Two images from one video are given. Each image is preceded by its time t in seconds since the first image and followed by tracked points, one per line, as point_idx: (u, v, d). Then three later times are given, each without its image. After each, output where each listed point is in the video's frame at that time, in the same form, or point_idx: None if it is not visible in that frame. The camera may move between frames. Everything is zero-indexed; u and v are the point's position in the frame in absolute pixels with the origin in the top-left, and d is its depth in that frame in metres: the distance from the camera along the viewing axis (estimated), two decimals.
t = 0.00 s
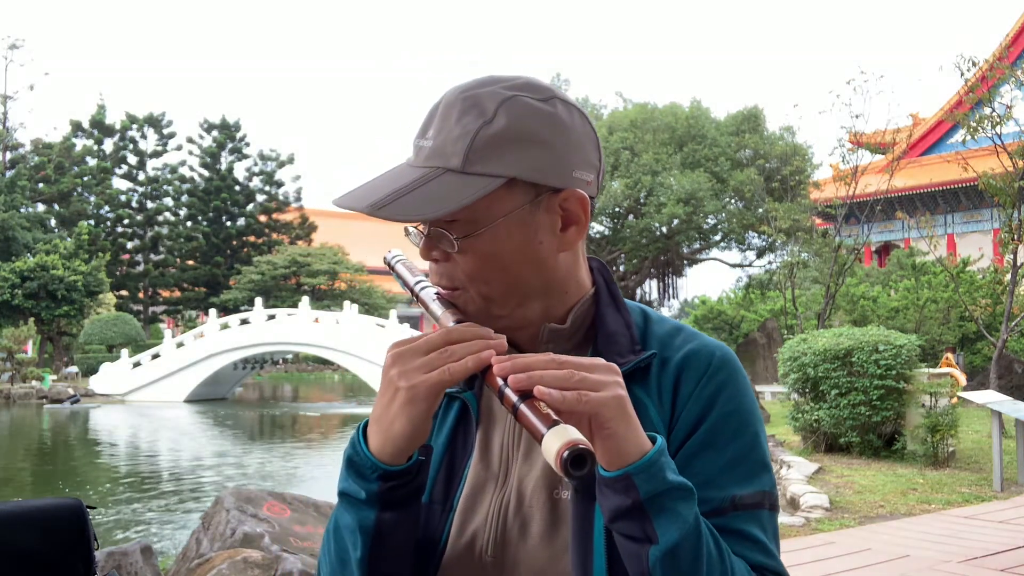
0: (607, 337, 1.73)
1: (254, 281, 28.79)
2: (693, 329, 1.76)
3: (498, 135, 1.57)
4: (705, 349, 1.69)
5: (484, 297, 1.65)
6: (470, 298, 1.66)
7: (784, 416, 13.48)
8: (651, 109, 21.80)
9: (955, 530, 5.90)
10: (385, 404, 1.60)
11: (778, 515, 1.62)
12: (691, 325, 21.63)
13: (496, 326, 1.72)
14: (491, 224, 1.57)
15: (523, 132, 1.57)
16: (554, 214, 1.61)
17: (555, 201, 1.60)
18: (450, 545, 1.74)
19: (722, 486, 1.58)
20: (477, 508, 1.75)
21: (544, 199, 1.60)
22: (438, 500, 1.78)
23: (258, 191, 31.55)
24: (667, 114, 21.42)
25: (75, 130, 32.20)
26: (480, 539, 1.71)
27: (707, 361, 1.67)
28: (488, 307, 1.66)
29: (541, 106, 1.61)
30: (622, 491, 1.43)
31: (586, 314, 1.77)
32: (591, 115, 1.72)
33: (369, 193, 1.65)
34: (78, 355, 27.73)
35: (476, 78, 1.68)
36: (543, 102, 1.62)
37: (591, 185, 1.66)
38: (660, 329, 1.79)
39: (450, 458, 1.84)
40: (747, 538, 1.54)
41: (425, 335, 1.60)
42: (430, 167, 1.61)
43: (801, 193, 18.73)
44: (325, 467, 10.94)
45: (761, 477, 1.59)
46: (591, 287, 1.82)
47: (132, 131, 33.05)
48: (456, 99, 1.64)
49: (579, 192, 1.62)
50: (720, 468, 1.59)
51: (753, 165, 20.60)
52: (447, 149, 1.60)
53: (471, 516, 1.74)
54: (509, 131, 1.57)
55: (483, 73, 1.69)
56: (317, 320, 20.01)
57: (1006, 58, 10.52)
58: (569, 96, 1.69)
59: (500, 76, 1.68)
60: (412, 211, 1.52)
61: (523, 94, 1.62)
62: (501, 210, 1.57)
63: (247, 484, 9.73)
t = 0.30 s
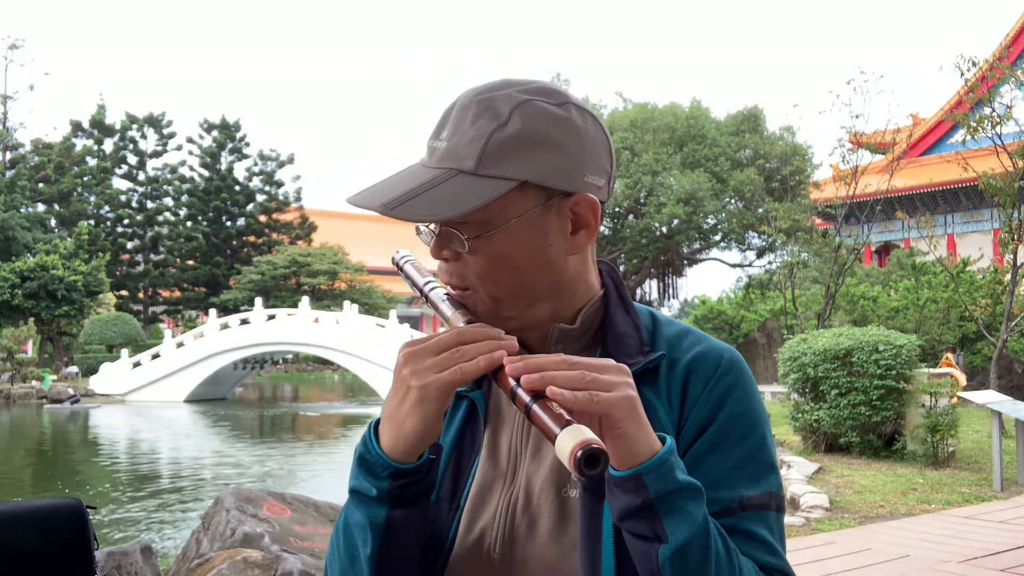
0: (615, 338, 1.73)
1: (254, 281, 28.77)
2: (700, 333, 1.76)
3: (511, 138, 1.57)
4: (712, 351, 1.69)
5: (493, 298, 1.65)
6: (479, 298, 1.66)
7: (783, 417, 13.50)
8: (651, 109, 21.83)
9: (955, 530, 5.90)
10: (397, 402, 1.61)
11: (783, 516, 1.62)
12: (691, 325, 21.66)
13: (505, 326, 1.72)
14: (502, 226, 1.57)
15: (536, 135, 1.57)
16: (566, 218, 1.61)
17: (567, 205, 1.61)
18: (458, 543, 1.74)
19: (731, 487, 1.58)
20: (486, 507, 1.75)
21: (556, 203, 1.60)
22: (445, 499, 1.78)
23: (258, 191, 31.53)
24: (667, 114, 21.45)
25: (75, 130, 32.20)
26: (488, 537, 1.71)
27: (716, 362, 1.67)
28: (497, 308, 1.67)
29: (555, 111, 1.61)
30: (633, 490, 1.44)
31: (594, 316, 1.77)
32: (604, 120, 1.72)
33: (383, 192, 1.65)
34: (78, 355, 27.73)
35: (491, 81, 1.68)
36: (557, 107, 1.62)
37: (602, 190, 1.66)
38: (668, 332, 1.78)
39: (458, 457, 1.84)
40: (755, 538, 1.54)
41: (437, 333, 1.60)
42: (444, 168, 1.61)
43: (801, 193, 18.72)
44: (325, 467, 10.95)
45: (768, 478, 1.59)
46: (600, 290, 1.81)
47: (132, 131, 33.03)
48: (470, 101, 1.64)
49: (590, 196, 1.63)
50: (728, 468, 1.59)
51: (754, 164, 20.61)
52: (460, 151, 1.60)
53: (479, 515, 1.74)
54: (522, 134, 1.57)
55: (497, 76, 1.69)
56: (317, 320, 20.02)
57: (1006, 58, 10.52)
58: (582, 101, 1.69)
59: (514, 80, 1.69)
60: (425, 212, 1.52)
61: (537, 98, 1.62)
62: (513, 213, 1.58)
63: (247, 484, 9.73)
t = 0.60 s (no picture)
0: (623, 336, 1.72)
1: (254, 281, 28.77)
2: (709, 334, 1.76)
3: (528, 133, 1.57)
4: (721, 353, 1.69)
5: (502, 292, 1.65)
6: (487, 293, 1.66)
7: (783, 417, 13.50)
8: (651, 109, 21.86)
9: (955, 530, 5.89)
10: (405, 390, 1.61)
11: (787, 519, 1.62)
12: (691, 325, 21.68)
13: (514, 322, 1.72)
14: (514, 221, 1.57)
15: (553, 131, 1.58)
16: (577, 217, 1.61)
17: (580, 203, 1.61)
18: (459, 538, 1.74)
19: (736, 488, 1.58)
20: (489, 502, 1.75)
21: (568, 200, 1.60)
22: (448, 493, 1.78)
23: (258, 191, 31.51)
24: (667, 114, 21.47)
25: (75, 130, 32.19)
26: (491, 531, 1.71)
27: (724, 363, 1.67)
28: (507, 303, 1.66)
29: (573, 108, 1.61)
30: (637, 485, 1.43)
31: (602, 314, 1.77)
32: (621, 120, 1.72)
33: (397, 181, 1.65)
34: (78, 355, 27.73)
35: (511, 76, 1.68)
36: (576, 104, 1.62)
37: (615, 191, 1.66)
38: (677, 333, 1.78)
39: (462, 451, 1.84)
40: (756, 540, 1.55)
41: (446, 324, 1.60)
42: (458, 161, 1.61)
43: (801, 193, 18.70)
44: (324, 467, 10.95)
45: (773, 481, 1.59)
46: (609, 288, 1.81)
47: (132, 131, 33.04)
48: (490, 93, 1.64)
49: (604, 196, 1.63)
50: (733, 470, 1.59)
51: (754, 165, 20.61)
52: (476, 144, 1.60)
53: (482, 509, 1.74)
54: (539, 130, 1.57)
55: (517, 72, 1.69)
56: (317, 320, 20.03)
57: (1006, 58, 10.52)
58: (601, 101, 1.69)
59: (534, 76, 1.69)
60: (439, 201, 1.53)
61: (557, 95, 1.62)
62: (526, 208, 1.57)
63: (247, 484, 9.73)
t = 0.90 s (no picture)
0: (629, 341, 1.72)
1: (254, 281, 28.77)
2: (715, 338, 1.75)
3: (529, 141, 1.55)
4: (726, 359, 1.69)
5: (503, 299, 1.66)
6: (489, 298, 1.67)
7: (783, 417, 13.51)
8: (651, 109, 21.88)
9: (955, 530, 5.89)
10: (406, 405, 1.59)
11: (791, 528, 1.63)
12: (691, 325, 21.70)
13: (514, 326, 1.73)
14: (516, 231, 1.57)
15: (554, 139, 1.56)
16: (579, 225, 1.61)
17: (582, 211, 1.60)
18: (462, 543, 1.74)
19: (741, 498, 1.58)
20: (491, 508, 1.75)
21: (571, 208, 1.59)
22: (450, 499, 1.77)
23: (258, 191, 31.49)
24: (667, 114, 21.50)
25: (75, 130, 32.19)
26: (494, 538, 1.71)
27: (730, 371, 1.67)
28: (508, 309, 1.67)
29: (576, 113, 1.59)
30: (643, 505, 1.44)
31: (606, 317, 1.76)
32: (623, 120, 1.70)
33: (396, 189, 1.64)
34: (78, 355, 27.72)
35: (509, 77, 1.65)
36: (578, 108, 1.60)
37: (618, 196, 1.65)
38: (681, 337, 1.77)
39: (464, 456, 1.82)
40: (763, 550, 1.55)
41: (448, 337, 1.58)
42: (458, 168, 1.59)
43: (801, 193, 18.72)
44: (324, 467, 10.95)
45: (779, 489, 1.60)
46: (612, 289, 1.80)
47: (132, 131, 33.05)
48: (488, 98, 1.62)
49: (607, 203, 1.62)
50: (740, 479, 1.59)
51: (754, 165, 20.61)
52: (475, 151, 1.58)
53: (484, 517, 1.74)
54: (540, 138, 1.55)
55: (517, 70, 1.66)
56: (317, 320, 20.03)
57: (1006, 58, 10.52)
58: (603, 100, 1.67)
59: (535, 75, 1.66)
60: (439, 214, 1.52)
61: (558, 100, 1.60)
62: (526, 217, 1.57)
63: (247, 484, 9.73)
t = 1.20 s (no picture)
0: (628, 344, 1.71)
1: (254, 281, 28.78)
2: (715, 341, 1.75)
3: (531, 143, 1.54)
4: (728, 363, 1.69)
5: (498, 301, 1.66)
6: (484, 299, 1.67)
7: (783, 417, 13.51)
8: (651, 109, 21.90)
9: (955, 530, 5.89)
10: (400, 417, 1.58)
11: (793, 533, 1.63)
12: (691, 325, 21.70)
13: (511, 326, 1.74)
14: (514, 235, 1.56)
15: (556, 142, 1.55)
16: (579, 229, 1.61)
17: (583, 215, 1.60)
18: (459, 549, 1.73)
19: (742, 506, 1.58)
20: (489, 513, 1.74)
21: (571, 212, 1.59)
22: (446, 502, 1.77)
23: (259, 192, 31.46)
24: (667, 114, 21.51)
25: (75, 130, 32.19)
26: (491, 546, 1.71)
27: (731, 375, 1.67)
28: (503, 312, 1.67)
29: (580, 116, 1.58)
30: (643, 522, 1.44)
31: (605, 319, 1.77)
32: (630, 121, 1.68)
33: (393, 183, 1.64)
34: (78, 355, 27.71)
35: (515, 73, 1.63)
36: (584, 110, 1.59)
37: (621, 200, 1.65)
38: (682, 339, 1.77)
39: (461, 459, 1.82)
40: (763, 558, 1.55)
41: (443, 347, 1.57)
42: (457, 166, 1.59)
43: (801, 193, 18.72)
44: (324, 467, 10.95)
45: (780, 497, 1.60)
46: (612, 289, 1.80)
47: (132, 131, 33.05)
48: (492, 94, 1.61)
49: (608, 209, 1.62)
50: (740, 487, 1.59)
51: (754, 165, 20.60)
52: (476, 151, 1.57)
53: (481, 523, 1.74)
54: (542, 141, 1.54)
55: (522, 66, 1.64)
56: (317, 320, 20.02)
57: (1006, 58, 10.52)
58: (610, 103, 1.65)
59: (542, 72, 1.64)
60: (436, 217, 1.52)
61: (564, 100, 1.58)
62: (525, 220, 1.57)
63: (247, 484, 9.73)
